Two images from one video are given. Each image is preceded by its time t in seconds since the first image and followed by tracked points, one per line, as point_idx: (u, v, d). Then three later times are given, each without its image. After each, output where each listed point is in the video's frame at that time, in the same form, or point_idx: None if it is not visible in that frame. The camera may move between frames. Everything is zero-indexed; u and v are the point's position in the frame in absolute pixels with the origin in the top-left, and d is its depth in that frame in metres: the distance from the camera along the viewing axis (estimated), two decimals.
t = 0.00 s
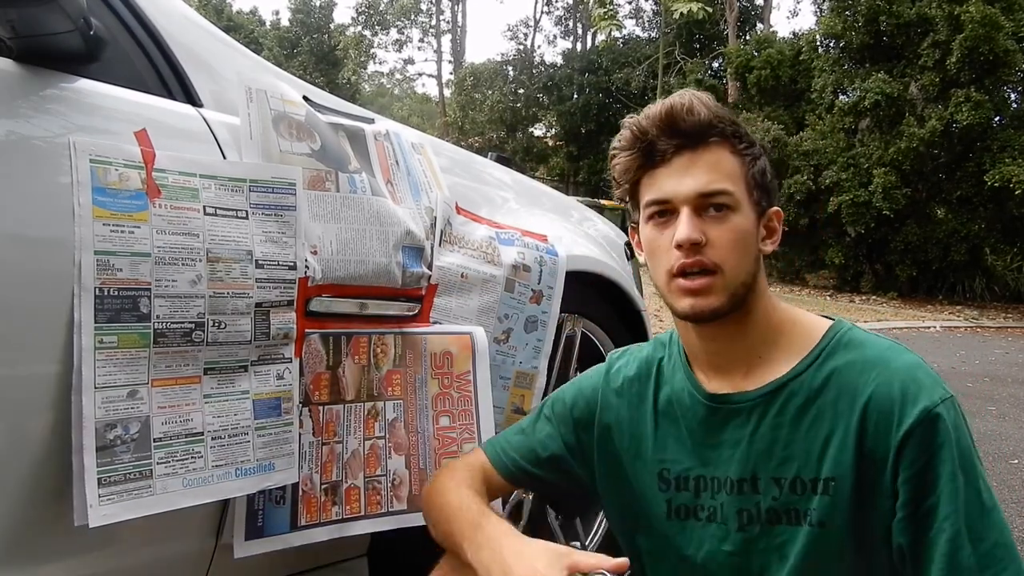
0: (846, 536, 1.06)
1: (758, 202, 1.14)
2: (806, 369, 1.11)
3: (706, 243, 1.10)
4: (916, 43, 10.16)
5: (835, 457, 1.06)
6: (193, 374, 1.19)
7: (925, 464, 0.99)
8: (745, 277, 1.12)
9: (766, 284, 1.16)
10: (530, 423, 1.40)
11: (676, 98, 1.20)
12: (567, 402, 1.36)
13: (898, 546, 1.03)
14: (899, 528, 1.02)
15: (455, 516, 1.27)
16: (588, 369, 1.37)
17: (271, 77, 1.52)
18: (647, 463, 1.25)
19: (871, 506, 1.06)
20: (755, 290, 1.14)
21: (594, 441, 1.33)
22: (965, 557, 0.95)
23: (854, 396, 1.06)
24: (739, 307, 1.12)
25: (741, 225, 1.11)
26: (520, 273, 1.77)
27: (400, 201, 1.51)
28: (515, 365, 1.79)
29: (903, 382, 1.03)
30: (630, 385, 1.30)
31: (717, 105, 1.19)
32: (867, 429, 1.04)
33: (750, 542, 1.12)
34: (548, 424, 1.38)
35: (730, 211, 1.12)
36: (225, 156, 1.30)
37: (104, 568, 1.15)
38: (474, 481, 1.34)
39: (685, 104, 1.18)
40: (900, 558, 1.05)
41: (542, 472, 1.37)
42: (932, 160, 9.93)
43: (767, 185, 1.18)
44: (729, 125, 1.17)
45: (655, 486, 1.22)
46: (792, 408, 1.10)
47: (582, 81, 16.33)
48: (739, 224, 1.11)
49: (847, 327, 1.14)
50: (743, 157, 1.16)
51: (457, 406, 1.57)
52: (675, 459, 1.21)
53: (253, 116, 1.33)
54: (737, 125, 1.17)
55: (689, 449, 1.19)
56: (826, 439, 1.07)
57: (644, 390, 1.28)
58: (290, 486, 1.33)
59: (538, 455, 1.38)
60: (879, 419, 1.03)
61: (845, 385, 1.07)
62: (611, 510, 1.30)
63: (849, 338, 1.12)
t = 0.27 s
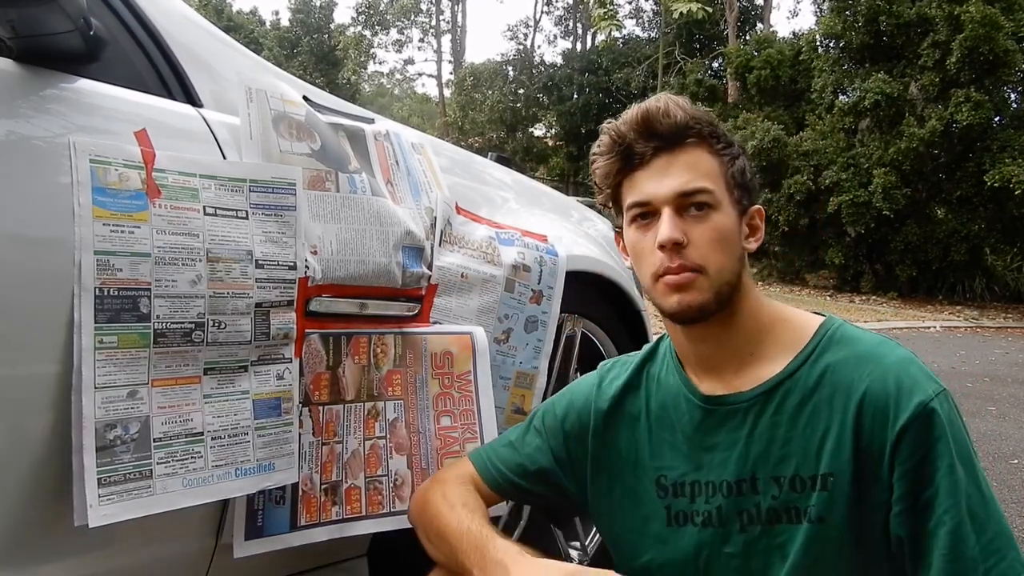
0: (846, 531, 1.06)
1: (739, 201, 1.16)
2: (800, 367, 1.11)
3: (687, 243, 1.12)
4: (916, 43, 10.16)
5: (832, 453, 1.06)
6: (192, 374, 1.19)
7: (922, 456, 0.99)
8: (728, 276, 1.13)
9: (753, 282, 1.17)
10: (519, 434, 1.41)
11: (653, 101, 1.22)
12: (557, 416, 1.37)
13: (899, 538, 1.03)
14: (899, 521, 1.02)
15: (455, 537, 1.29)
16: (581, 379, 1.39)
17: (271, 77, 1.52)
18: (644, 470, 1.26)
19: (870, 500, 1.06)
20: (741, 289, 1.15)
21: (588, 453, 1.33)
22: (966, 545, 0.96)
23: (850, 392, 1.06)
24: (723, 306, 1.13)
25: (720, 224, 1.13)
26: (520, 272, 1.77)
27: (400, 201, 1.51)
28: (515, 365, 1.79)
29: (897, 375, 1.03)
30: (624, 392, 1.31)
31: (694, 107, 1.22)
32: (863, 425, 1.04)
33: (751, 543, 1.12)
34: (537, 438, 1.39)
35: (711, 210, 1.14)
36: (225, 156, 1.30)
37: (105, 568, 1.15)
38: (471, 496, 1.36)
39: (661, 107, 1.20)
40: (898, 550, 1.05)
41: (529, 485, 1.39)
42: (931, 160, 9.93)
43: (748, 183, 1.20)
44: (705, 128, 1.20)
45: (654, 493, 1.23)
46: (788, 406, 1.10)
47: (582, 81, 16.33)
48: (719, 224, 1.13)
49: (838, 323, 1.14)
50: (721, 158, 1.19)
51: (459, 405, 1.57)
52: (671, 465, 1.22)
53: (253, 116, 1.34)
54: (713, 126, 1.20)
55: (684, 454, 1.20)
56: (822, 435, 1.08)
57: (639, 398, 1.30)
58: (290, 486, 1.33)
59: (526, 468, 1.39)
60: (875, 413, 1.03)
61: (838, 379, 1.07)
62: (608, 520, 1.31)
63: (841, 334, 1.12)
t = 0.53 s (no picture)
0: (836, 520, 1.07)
1: (721, 202, 1.20)
2: (789, 355, 1.12)
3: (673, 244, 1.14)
4: (916, 43, 10.15)
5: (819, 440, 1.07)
6: (192, 374, 1.19)
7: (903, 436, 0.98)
8: (715, 275, 1.15)
9: (742, 279, 1.19)
10: (527, 440, 1.44)
11: (632, 111, 1.27)
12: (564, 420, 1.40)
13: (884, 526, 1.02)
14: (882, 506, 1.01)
15: (450, 527, 1.34)
16: (584, 384, 1.42)
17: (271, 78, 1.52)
18: (644, 469, 1.26)
19: (853, 482, 1.07)
20: (729, 286, 1.16)
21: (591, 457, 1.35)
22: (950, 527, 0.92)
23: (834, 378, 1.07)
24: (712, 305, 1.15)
25: (704, 225, 1.16)
26: (520, 272, 1.78)
27: (400, 201, 1.52)
28: (516, 365, 1.79)
29: (878, 359, 1.04)
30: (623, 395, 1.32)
31: (672, 116, 1.27)
32: (847, 408, 1.05)
33: (748, 535, 1.13)
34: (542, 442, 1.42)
35: (694, 211, 1.17)
36: (225, 155, 1.30)
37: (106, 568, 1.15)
38: (472, 491, 1.40)
39: (640, 116, 1.25)
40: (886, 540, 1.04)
41: (542, 489, 1.41)
42: (932, 160, 9.92)
43: (729, 186, 1.24)
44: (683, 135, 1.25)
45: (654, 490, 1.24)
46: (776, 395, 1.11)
47: (582, 81, 16.32)
48: (703, 225, 1.16)
49: (825, 316, 1.16)
50: (700, 161, 1.23)
51: (460, 405, 1.57)
52: (669, 461, 1.23)
53: (253, 116, 1.33)
54: (690, 131, 1.25)
55: (681, 450, 1.21)
56: (809, 422, 1.09)
57: (638, 398, 1.31)
58: (290, 486, 1.33)
59: (535, 471, 1.41)
60: (857, 396, 1.04)
61: (824, 367, 1.09)
62: (609, 522, 1.30)
63: (828, 325, 1.14)
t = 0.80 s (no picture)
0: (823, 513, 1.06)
1: (711, 204, 1.21)
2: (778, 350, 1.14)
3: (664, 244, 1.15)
4: (916, 43, 10.15)
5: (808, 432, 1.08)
6: (192, 374, 1.19)
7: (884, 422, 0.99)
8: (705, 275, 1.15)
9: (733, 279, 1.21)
10: (525, 440, 1.44)
11: (620, 119, 1.31)
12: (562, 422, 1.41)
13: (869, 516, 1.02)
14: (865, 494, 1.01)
15: (444, 515, 1.34)
16: (582, 385, 1.43)
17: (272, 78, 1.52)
18: (640, 467, 1.27)
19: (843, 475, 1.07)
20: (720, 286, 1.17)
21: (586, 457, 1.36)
22: (936, 510, 0.92)
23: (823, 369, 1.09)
24: (703, 304, 1.15)
25: (693, 226, 1.17)
26: (520, 272, 1.77)
27: (400, 201, 1.52)
28: (515, 365, 1.78)
29: (865, 349, 1.06)
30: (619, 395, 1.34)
31: (659, 123, 1.30)
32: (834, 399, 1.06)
33: (743, 529, 1.13)
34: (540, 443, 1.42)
35: (684, 213, 1.18)
36: (225, 156, 1.30)
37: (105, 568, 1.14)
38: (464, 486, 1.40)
39: (627, 123, 1.29)
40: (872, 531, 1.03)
41: (541, 490, 1.42)
42: (932, 160, 9.92)
43: (719, 190, 1.26)
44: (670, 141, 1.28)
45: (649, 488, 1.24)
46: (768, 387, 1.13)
47: (581, 82, 16.31)
48: (692, 226, 1.17)
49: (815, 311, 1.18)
50: (689, 164, 1.25)
51: (459, 406, 1.57)
52: (662, 459, 1.23)
53: (253, 117, 1.33)
54: (677, 136, 1.28)
55: (676, 448, 1.22)
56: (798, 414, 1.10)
57: (633, 398, 1.33)
58: (290, 486, 1.33)
59: (533, 472, 1.42)
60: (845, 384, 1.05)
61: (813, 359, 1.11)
62: (608, 523, 1.30)
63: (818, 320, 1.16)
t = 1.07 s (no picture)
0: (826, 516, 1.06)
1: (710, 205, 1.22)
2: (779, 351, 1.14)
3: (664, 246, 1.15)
4: (916, 43, 10.15)
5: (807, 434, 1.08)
6: (192, 374, 1.19)
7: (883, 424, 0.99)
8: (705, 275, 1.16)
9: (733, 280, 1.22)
10: (527, 440, 1.44)
11: (619, 120, 1.30)
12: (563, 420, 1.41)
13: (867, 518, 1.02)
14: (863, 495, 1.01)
15: (451, 513, 1.35)
16: (583, 386, 1.43)
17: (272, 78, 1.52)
18: (640, 467, 1.27)
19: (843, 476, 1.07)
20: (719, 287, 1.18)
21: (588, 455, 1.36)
22: (938, 519, 0.91)
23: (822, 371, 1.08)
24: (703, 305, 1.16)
25: (693, 228, 1.17)
26: (520, 273, 1.78)
27: (400, 201, 1.52)
28: (516, 365, 1.78)
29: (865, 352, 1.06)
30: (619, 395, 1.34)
31: (659, 124, 1.30)
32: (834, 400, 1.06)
33: (744, 530, 1.13)
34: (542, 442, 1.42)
35: (684, 215, 1.18)
36: (225, 156, 1.30)
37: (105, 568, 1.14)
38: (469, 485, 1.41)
39: (627, 124, 1.28)
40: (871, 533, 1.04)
41: (543, 489, 1.42)
42: (932, 160, 9.92)
43: (719, 191, 1.27)
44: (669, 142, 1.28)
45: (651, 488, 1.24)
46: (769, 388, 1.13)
47: (581, 82, 16.30)
48: (692, 228, 1.17)
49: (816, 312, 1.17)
50: (689, 165, 1.25)
51: (459, 406, 1.57)
52: (663, 459, 1.23)
53: (253, 116, 1.33)
54: (676, 138, 1.28)
55: (676, 448, 1.22)
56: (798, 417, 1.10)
57: (633, 398, 1.33)
58: (290, 486, 1.32)
59: (536, 471, 1.41)
60: (845, 386, 1.05)
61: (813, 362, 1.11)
62: (609, 523, 1.30)
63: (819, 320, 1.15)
